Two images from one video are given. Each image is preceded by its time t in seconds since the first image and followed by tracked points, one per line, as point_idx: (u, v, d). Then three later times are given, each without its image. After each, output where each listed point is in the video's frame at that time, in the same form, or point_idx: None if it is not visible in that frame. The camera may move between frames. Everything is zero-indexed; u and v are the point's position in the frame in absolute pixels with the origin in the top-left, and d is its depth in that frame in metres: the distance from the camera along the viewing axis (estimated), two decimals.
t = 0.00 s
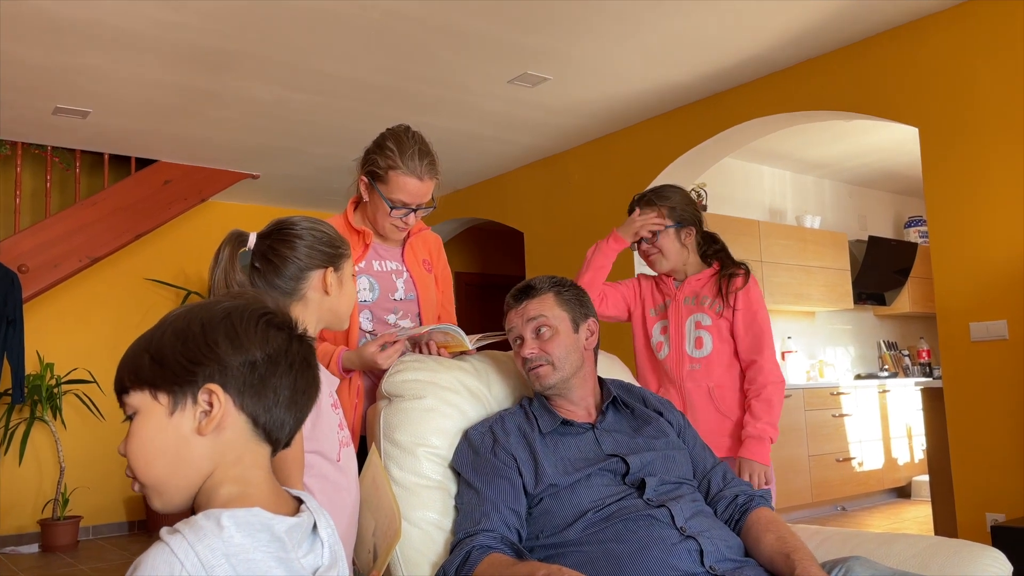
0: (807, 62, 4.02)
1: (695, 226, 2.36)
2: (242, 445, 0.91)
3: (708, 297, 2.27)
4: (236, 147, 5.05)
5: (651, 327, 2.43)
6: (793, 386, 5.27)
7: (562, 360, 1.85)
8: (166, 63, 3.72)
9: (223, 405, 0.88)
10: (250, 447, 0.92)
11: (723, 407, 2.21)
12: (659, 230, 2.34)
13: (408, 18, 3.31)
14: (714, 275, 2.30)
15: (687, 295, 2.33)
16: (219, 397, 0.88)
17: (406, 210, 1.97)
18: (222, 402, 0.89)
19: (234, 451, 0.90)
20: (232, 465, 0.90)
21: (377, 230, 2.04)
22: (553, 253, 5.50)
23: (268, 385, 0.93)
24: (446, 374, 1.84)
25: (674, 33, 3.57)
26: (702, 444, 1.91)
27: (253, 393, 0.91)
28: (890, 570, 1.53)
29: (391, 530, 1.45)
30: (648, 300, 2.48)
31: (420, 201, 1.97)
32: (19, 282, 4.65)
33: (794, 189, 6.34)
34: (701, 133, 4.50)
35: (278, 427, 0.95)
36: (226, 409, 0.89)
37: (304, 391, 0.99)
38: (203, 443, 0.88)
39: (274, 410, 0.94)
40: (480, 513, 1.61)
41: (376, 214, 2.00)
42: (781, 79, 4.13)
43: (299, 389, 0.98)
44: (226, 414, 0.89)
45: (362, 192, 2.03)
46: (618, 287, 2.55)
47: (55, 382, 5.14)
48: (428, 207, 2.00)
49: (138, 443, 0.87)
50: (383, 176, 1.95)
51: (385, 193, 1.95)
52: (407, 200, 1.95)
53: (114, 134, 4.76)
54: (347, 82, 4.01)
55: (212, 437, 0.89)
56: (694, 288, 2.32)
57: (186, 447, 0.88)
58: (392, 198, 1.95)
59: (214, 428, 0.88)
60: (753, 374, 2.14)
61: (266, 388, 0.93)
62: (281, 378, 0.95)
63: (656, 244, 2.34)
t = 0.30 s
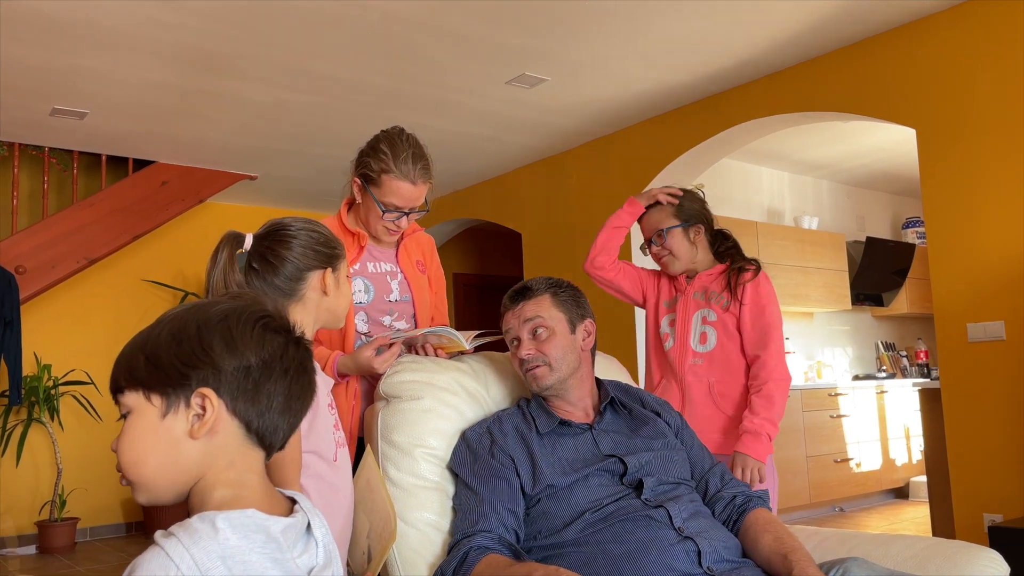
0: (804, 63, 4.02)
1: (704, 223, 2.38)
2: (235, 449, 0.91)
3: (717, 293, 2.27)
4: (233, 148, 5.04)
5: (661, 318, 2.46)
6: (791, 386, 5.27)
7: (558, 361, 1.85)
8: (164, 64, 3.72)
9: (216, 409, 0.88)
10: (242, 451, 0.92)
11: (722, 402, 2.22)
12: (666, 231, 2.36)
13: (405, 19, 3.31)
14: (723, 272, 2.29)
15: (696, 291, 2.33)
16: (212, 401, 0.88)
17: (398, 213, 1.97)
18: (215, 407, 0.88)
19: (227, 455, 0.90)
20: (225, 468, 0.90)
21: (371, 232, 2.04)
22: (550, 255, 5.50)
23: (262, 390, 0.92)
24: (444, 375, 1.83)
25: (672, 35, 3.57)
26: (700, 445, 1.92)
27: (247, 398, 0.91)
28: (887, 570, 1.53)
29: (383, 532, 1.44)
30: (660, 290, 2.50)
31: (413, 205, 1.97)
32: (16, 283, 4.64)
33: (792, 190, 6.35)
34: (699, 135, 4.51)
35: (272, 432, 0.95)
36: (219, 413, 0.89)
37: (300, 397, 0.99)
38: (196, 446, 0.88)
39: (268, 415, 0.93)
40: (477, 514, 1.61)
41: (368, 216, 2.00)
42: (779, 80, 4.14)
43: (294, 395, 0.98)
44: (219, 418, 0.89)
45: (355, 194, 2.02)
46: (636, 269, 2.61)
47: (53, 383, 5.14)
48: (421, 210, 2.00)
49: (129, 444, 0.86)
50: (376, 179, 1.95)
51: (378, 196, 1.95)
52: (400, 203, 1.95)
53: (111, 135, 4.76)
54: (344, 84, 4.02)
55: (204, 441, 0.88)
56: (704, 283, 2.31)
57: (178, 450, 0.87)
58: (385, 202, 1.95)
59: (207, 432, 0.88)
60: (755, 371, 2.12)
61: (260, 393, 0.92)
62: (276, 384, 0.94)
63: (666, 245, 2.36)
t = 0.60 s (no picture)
0: (802, 64, 4.03)
1: (720, 220, 2.35)
2: (230, 450, 0.91)
3: (716, 296, 2.27)
4: (231, 149, 5.04)
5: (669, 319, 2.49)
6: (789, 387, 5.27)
7: (556, 361, 1.85)
8: (161, 65, 3.71)
9: (210, 411, 0.88)
10: (236, 452, 0.92)
11: (720, 406, 2.22)
12: (683, 224, 2.33)
13: (403, 19, 3.31)
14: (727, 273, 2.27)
15: (699, 292, 2.33)
16: (207, 403, 0.88)
17: (395, 216, 1.97)
18: (210, 408, 0.88)
19: (222, 456, 0.90)
20: (220, 468, 0.90)
21: (367, 234, 2.04)
22: (549, 255, 5.51)
23: (257, 392, 0.92)
24: (442, 376, 1.83)
25: (670, 35, 3.57)
26: (698, 445, 1.92)
27: (242, 400, 0.91)
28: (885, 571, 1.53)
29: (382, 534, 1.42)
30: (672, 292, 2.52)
31: (410, 208, 1.97)
32: (14, 284, 4.62)
33: (790, 190, 6.35)
34: (697, 135, 4.51)
35: (268, 433, 0.95)
36: (213, 415, 0.89)
37: (297, 398, 0.99)
38: (190, 447, 0.88)
39: (263, 417, 0.93)
40: (475, 515, 1.61)
41: (365, 218, 2.00)
42: (777, 81, 4.14)
43: (291, 396, 0.97)
44: (214, 419, 0.89)
45: (352, 195, 2.02)
46: (657, 263, 2.69)
47: (50, 384, 5.13)
48: (418, 214, 2.00)
49: (124, 444, 0.87)
50: (374, 182, 1.95)
51: (376, 198, 1.95)
52: (397, 207, 1.95)
53: (109, 136, 4.75)
54: (343, 84, 4.01)
55: (198, 442, 0.89)
56: (708, 284, 2.31)
57: (172, 450, 0.88)
58: (382, 205, 1.95)
59: (201, 433, 0.88)
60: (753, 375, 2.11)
61: (255, 395, 0.92)
62: (272, 385, 0.94)
63: (682, 239, 2.33)
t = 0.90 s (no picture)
0: (800, 66, 4.03)
1: (711, 229, 2.35)
2: (217, 450, 0.91)
3: (693, 303, 2.28)
4: (230, 150, 5.04)
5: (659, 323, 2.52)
6: (788, 388, 5.27)
7: (553, 362, 1.85)
8: (160, 66, 3.71)
9: (196, 411, 0.88)
10: (223, 452, 0.92)
11: (699, 413, 2.22)
12: (675, 230, 2.34)
13: (402, 20, 3.31)
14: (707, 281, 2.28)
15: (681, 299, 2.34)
16: (191, 404, 0.88)
17: (393, 219, 1.97)
18: (195, 409, 0.88)
19: (209, 456, 0.90)
20: (207, 469, 0.90)
21: (365, 236, 2.04)
22: (547, 256, 5.51)
23: (244, 392, 0.92)
24: (441, 377, 1.83)
25: (668, 37, 3.58)
26: (696, 447, 1.92)
27: (228, 400, 0.91)
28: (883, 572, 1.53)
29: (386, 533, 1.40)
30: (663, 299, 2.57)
31: (409, 212, 1.97)
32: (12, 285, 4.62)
33: (788, 192, 6.36)
34: (695, 137, 4.51)
35: (256, 433, 0.94)
36: (199, 415, 0.89)
37: (287, 397, 0.98)
38: (177, 447, 0.88)
39: (251, 417, 0.93)
40: (473, 516, 1.61)
41: (363, 220, 2.00)
42: (775, 82, 4.14)
43: (280, 396, 0.96)
44: (200, 420, 0.89)
45: (350, 196, 2.02)
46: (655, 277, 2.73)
47: (48, 385, 5.12)
48: (416, 218, 2.01)
49: (112, 445, 0.88)
50: (373, 185, 1.95)
51: (374, 201, 1.96)
52: (395, 210, 1.95)
53: (107, 137, 4.75)
54: (341, 85, 4.01)
55: (185, 443, 0.89)
56: (687, 292, 2.31)
57: (157, 451, 0.88)
58: (381, 207, 1.96)
59: (187, 434, 0.88)
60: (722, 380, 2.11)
61: (242, 395, 0.92)
62: (260, 385, 0.93)
63: (672, 244, 2.33)
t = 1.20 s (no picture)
0: (800, 67, 4.04)
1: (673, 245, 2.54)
2: (210, 450, 0.91)
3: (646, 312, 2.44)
4: (229, 151, 5.04)
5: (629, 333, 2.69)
6: (787, 389, 5.27)
7: (553, 364, 1.86)
8: (158, 66, 3.71)
9: (187, 412, 0.88)
10: (217, 452, 0.92)
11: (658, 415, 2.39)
12: (640, 242, 2.51)
13: (401, 21, 3.31)
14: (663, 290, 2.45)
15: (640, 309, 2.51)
16: (182, 405, 0.88)
17: (393, 222, 1.98)
18: (186, 410, 0.88)
19: (202, 457, 0.90)
20: (201, 469, 0.90)
21: (364, 238, 2.05)
22: (546, 257, 5.51)
23: (234, 392, 0.91)
24: (439, 378, 1.83)
25: (667, 37, 3.58)
26: (695, 448, 1.92)
27: (219, 400, 0.90)
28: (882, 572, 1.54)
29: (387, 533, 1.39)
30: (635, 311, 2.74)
31: (409, 215, 1.98)
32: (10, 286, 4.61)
33: (787, 193, 6.37)
34: (694, 138, 4.52)
35: (248, 432, 0.94)
36: (190, 416, 0.89)
37: (278, 395, 0.98)
38: (169, 448, 0.88)
39: (242, 416, 0.93)
40: (472, 516, 1.61)
41: (363, 222, 2.01)
42: (774, 84, 4.15)
43: (271, 395, 0.96)
44: (191, 421, 0.89)
45: (351, 197, 2.03)
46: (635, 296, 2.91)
47: (47, 386, 5.12)
48: (416, 221, 2.01)
49: (105, 446, 0.87)
50: (374, 188, 1.95)
51: (375, 203, 1.96)
52: (396, 213, 1.95)
53: (106, 138, 4.75)
54: (341, 86, 4.01)
55: (177, 444, 0.89)
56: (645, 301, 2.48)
57: (151, 453, 0.88)
58: (381, 210, 1.96)
59: (179, 434, 0.88)
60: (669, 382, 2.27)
61: (232, 395, 0.91)
62: (250, 384, 0.93)
63: (637, 255, 2.51)
